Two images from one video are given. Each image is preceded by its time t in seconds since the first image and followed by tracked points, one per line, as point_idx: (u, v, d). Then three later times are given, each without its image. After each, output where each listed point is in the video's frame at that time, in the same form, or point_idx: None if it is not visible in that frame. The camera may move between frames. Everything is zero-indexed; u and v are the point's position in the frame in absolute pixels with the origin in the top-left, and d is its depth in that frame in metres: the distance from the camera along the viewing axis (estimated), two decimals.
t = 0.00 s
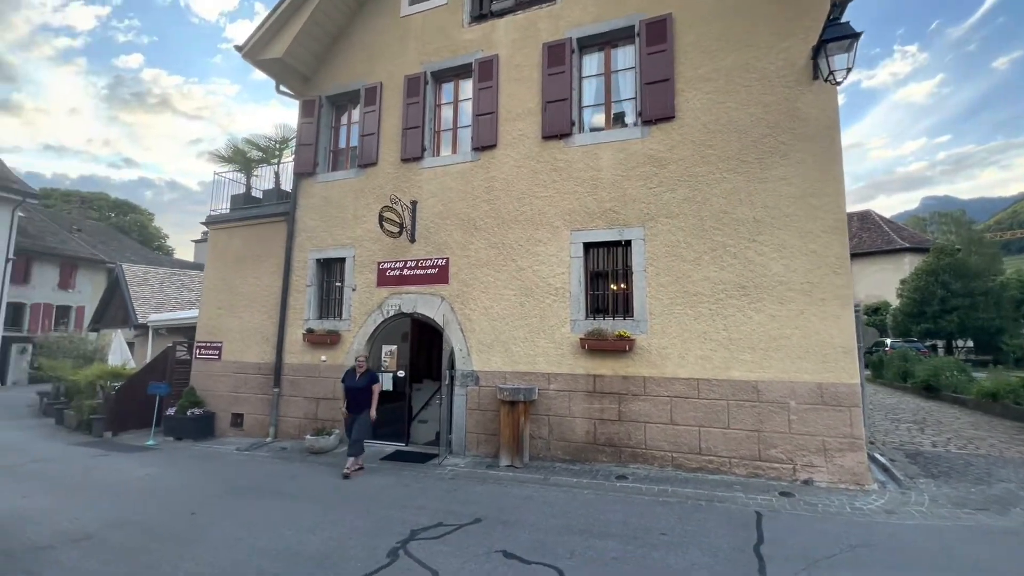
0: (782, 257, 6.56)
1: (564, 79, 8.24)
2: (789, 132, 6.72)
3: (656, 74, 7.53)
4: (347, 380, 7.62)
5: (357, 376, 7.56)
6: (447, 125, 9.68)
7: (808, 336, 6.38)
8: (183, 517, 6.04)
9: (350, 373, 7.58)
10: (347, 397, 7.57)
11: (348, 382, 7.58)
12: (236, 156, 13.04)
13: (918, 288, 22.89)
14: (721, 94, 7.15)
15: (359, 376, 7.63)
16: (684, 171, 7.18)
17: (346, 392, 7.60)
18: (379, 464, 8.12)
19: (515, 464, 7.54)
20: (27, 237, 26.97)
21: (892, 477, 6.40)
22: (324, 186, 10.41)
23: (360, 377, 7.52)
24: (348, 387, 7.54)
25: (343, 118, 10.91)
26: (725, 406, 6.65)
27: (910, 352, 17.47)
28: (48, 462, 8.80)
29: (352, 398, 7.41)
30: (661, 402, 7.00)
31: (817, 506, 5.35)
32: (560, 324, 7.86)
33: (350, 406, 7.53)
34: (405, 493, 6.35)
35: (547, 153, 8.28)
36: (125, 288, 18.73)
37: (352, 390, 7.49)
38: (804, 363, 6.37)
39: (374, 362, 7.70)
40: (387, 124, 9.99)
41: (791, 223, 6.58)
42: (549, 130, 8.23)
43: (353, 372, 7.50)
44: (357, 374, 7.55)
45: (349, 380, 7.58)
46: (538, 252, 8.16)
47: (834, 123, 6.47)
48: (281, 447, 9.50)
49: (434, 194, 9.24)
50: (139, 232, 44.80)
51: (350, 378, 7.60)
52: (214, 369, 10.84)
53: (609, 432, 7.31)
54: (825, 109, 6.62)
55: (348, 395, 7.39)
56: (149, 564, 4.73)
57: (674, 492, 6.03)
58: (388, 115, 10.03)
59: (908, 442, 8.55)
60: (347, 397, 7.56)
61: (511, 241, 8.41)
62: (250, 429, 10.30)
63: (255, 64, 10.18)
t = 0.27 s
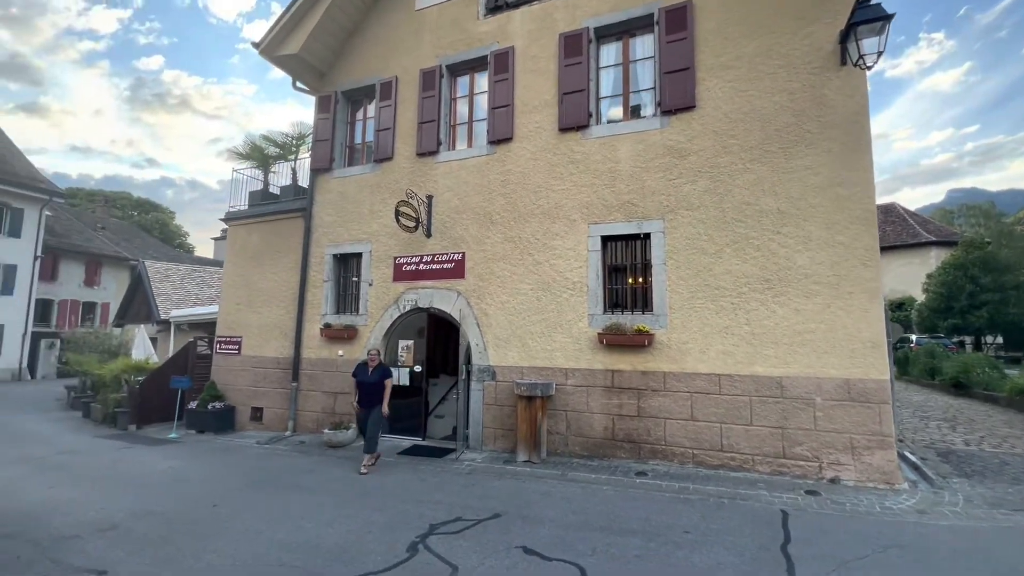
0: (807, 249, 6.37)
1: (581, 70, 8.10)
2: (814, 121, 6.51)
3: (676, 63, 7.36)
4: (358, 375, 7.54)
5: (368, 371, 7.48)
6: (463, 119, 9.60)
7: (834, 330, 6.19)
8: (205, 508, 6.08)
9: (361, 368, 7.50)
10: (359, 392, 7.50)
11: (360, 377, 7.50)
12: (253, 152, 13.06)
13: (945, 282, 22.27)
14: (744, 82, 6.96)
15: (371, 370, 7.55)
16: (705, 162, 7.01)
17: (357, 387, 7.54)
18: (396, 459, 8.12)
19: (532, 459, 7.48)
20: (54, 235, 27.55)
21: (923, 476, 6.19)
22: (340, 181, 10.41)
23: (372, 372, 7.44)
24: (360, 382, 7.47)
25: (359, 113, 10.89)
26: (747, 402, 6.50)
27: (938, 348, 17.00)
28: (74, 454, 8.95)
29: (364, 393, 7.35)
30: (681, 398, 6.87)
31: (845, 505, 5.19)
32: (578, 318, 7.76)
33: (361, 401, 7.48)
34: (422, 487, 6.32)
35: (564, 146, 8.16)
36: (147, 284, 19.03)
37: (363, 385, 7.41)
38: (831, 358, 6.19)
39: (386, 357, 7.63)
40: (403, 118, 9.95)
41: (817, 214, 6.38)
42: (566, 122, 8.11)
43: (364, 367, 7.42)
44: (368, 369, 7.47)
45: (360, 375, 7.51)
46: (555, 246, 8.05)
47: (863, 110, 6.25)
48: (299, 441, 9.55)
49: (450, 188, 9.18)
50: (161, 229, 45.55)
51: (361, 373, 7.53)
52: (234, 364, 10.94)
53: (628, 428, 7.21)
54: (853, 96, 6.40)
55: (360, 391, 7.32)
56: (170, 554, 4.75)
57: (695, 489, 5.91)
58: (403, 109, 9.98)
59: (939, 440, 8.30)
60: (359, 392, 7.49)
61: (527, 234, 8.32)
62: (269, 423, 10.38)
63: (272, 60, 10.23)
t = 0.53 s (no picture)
0: (840, 241, 6.14)
1: (602, 59, 7.92)
2: (847, 107, 6.26)
3: (700, 50, 7.14)
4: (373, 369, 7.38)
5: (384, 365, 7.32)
6: (480, 111, 9.47)
7: (868, 325, 5.96)
8: (227, 502, 6.07)
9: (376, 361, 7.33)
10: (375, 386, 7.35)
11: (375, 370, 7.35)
12: (272, 148, 13.10)
13: (975, 277, 21.61)
14: (772, 69, 6.72)
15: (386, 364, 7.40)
16: (731, 152, 6.79)
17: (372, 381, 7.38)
18: (415, 454, 8.06)
19: (552, 456, 7.38)
20: (79, 232, 28.08)
21: (963, 477, 5.94)
22: (357, 176, 10.36)
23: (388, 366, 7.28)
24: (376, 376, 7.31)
25: (376, 107, 10.82)
26: (775, 400, 6.30)
27: (969, 345, 16.49)
28: (100, 446, 9.06)
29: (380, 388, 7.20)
30: (706, 395, 6.70)
31: (882, 507, 4.99)
32: (598, 313, 7.62)
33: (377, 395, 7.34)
34: (442, 483, 6.24)
35: (584, 137, 7.99)
36: (169, 281, 19.28)
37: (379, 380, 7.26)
38: (865, 354, 5.96)
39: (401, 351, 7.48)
40: (420, 111, 9.86)
41: (850, 204, 6.14)
42: (587, 113, 7.93)
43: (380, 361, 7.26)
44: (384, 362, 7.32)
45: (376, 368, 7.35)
46: (575, 240, 7.90)
47: (899, 95, 5.99)
48: (319, 436, 9.55)
49: (467, 181, 9.07)
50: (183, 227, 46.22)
51: (376, 367, 7.37)
52: (253, 358, 10.99)
53: (650, 425, 7.06)
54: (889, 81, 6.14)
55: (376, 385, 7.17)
56: (193, 548, 4.73)
57: (722, 488, 5.74)
58: (420, 102, 9.89)
59: (977, 440, 7.99)
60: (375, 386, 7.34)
61: (546, 228, 8.18)
62: (289, 418, 10.40)
63: (289, 55, 10.21)
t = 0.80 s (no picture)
0: (876, 233, 5.88)
1: (624, 47, 7.71)
2: (884, 93, 5.99)
3: (727, 36, 6.89)
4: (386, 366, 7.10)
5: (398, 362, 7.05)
6: (498, 104, 9.30)
7: (907, 321, 5.71)
8: (248, 498, 6.01)
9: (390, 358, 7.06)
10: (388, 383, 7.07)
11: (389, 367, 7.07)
12: (289, 144, 13.08)
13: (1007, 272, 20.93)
14: (803, 54, 6.46)
15: (400, 361, 7.14)
16: (760, 142, 6.56)
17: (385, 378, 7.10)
18: (434, 451, 7.96)
19: (574, 455, 7.23)
20: (102, 230, 28.52)
21: (1010, 482, 5.66)
22: (374, 171, 10.27)
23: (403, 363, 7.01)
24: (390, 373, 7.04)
25: (392, 102, 10.71)
26: (808, 398, 6.07)
27: (1002, 343, 15.95)
28: (123, 441, 9.11)
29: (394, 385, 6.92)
30: (734, 393, 6.49)
31: (925, 512, 4.75)
32: (621, 309, 7.44)
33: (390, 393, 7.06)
34: (463, 482, 6.13)
35: (606, 128, 7.79)
36: (189, 278, 19.46)
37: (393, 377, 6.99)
38: (904, 352, 5.71)
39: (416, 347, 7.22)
40: (437, 105, 9.72)
41: (887, 195, 5.88)
42: (608, 103, 7.73)
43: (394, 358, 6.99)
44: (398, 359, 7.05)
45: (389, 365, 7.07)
46: (597, 234, 7.72)
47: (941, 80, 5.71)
48: (337, 432, 9.51)
49: (486, 175, 8.92)
50: (202, 224, 46.78)
51: (390, 364, 7.09)
52: (272, 355, 10.99)
53: (675, 424, 6.87)
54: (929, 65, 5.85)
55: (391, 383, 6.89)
56: (215, 546, 4.67)
57: (753, 490, 5.55)
58: (437, 96, 9.75)
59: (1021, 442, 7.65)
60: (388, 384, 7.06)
61: (567, 222, 8.01)
62: (307, 414, 10.38)
63: (306, 50, 10.18)
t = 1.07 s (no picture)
0: (915, 223, 5.60)
1: (645, 34, 7.46)
2: (924, 76, 5.69)
3: (754, 19, 6.62)
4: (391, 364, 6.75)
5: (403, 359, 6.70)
6: (515, 95, 9.10)
7: (949, 316, 5.43)
8: (265, 495, 5.93)
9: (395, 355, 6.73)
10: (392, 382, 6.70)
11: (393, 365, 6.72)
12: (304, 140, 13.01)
13: None
14: (835, 37, 6.17)
15: (405, 359, 6.79)
16: (790, 129, 6.29)
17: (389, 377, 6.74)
18: (451, 448, 7.83)
19: (594, 453, 7.05)
20: (123, 228, 28.90)
21: None
22: (389, 165, 10.15)
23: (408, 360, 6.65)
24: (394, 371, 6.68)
25: (407, 95, 10.58)
26: (840, 397, 5.83)
27: None
28: (142, 437, 9.12)
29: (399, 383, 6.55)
30: (762, 391, 6.27)
31: (971, 517, 4.50)
32: (642, 304, 7.23)
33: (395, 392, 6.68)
34: (482, 480, 5.99)
35: (627, 118, 7.56)
36: (207, 274, 19.59)
37: (398, 375, 6.63)
38: (945, 348, 5.43)
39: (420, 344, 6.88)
40: (453, 97, 9.56)
41: (927, 182, 5.58)
42: (629, 92, 7.49)
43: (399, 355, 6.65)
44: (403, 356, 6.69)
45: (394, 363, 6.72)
46: (617, 227, 7.51)
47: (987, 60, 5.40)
48: (354, 428, 9.43)
49: (502, 168, 8.74)
50: (220, 222, 47.27)
51: (395, 362, 6.75)
52: (289, 351, 10.96)
53: (699, 422, 6.67)
54: (973, 45, 5.54)
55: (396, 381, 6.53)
56: (232, 544, 4.58)
57: (784, 492, 5.33)
58: (453, 88, 9.59)
59: None
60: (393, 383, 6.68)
61: (586, 214, 7.81)
62: (324, 410, 10.33)
63: (321, 43, 10.10)
